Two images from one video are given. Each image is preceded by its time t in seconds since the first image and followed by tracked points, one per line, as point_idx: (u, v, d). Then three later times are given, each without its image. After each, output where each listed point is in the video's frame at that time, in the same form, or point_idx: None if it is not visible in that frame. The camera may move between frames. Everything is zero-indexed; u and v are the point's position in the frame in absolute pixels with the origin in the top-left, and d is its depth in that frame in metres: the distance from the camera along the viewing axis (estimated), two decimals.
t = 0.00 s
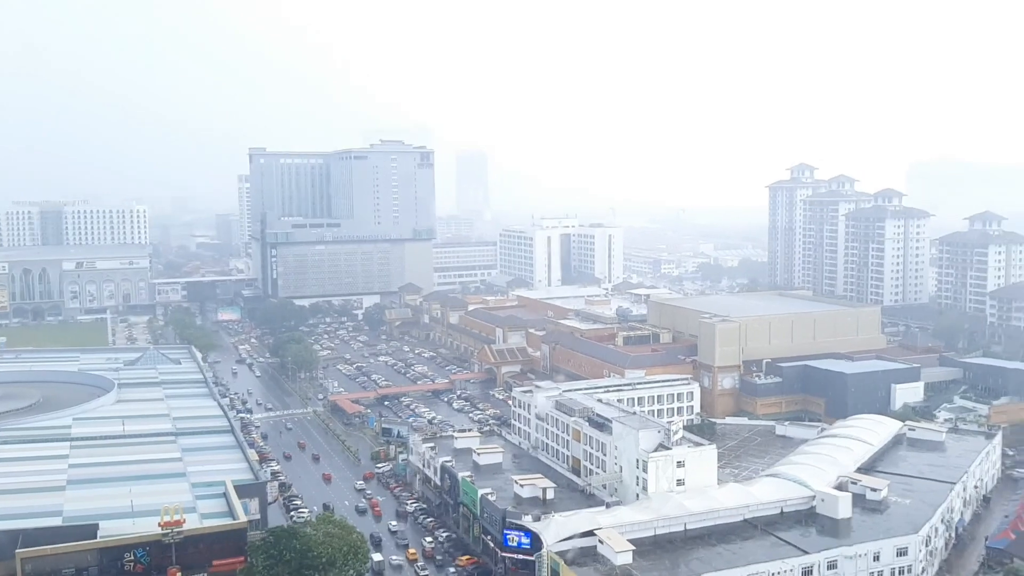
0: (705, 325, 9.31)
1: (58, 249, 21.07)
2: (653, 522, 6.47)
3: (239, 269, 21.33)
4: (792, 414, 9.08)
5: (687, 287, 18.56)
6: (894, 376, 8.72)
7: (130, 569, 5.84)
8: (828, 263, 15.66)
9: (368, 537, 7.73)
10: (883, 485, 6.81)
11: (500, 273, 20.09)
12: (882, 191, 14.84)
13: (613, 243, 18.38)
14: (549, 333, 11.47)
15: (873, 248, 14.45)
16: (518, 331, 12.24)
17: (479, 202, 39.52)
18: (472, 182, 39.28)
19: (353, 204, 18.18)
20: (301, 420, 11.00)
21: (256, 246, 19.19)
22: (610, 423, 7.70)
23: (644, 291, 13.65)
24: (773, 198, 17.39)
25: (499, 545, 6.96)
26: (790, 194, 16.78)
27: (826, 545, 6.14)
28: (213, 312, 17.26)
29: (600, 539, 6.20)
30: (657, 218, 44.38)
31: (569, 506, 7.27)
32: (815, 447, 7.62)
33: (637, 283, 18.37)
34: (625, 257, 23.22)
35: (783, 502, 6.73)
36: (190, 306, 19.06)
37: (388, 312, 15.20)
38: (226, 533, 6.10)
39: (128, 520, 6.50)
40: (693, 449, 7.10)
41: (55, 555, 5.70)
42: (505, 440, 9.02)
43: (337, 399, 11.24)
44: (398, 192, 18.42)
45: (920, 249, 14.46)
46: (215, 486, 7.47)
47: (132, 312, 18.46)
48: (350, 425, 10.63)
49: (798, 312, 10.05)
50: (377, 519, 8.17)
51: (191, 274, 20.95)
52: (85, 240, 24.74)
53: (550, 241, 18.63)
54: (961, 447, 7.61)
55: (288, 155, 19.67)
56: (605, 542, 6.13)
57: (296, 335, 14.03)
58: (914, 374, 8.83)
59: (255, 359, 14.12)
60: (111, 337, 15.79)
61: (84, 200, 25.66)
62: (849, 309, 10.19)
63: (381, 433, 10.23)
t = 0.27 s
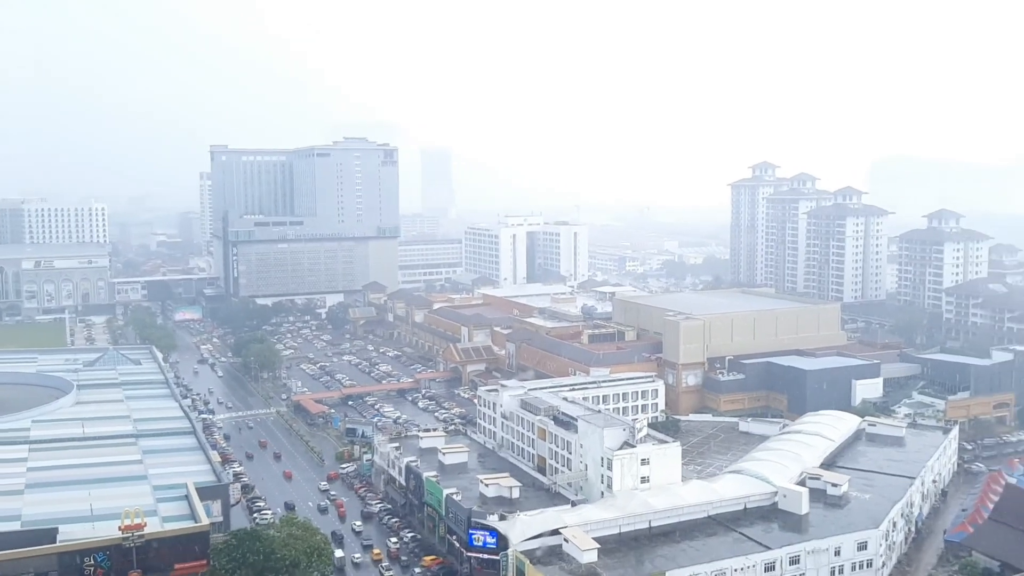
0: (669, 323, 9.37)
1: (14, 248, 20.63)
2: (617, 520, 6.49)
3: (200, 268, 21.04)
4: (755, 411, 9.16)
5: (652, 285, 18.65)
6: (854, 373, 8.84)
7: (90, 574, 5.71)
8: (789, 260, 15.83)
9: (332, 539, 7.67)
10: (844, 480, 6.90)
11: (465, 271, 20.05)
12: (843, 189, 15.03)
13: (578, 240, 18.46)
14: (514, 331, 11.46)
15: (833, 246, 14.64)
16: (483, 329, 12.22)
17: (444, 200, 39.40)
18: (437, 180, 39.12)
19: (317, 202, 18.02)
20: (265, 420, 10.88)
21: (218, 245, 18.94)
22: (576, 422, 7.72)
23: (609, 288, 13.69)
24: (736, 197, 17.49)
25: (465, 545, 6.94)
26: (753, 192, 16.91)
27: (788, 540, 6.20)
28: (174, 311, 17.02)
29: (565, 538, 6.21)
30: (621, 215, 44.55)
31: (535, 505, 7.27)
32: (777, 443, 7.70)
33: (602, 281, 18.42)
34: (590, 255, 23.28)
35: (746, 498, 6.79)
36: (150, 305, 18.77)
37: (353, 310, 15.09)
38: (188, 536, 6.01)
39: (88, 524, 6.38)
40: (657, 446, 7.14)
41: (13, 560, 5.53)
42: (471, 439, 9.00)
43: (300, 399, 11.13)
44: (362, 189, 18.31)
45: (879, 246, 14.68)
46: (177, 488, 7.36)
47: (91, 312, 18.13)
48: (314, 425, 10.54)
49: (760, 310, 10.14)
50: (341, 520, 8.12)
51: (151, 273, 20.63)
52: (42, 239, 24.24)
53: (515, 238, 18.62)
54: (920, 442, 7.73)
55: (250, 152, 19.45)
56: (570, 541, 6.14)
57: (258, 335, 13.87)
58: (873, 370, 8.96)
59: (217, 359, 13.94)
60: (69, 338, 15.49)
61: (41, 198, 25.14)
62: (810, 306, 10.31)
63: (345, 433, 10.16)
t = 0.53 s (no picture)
0: (647, 324, 9.40)
1: None
2: (595, 521, 6.50)
3: (175, 269, 20.84)
4: (731, 411, 9.20)
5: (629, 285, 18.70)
6: (829, 373, 8.91)
7: None
8: (766, 261, 15.92)
9: (309, 542, 7.63)
10: (820, 480, 6.95)
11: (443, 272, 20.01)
12: (818, 190, 15.15)
13: (556, 241, 18.50)
14: (492, 333, 11.45)
15: (809, 246, 14.75)
16: (461, 330, 12.20)
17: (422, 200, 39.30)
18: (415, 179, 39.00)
19: (293, 203, 17.91)
20: (241, 423, 10.80)
21: (193, 246, 18.77)
22: (553, 423, 7.72)
23: (587, 289, 13.72)
24: (712, 198, 17.54)
25: (442, 547, 6.93)
26: (729, 193, 16.97)
27: (763, 540, 6.24)
28: (149, 313, 16.85)
29: (543, 540, 6.21)
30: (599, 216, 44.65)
31: (513, 507, 7.27)
32: (753, 444, 7.75)
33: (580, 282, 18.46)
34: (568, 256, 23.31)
35: (722, 499, 6.82)
36: (125, 307, 18.57)
37: (330, 312, 15.02)
38: (163, 540, 5.95)
39: (61, 529, 6.30)
40: (634, 448, 7.16)
41: None
42: (448, 441, 8.98)
43: (277, 401, 11.06)
44: (340, 190, 18.23)
45: (854, 247, 14.81)
46: (151, 492, 7.28)
47: (65, 313, 17.92)
48: (291, 428, 10.48)
49: (736, 311, 10.20)
50: (318, 523, 8.07)
51: (126, 275, 20.41)
52: (14, 239, 23.91)
53: (493, 239, 18.62)
54: (894, 441, 7.80)
55: (226, 153, 19.30)
56: (548, 543, 6.14)
57: (234, 337, 13.77)
58: (848, 370, 9.03)
59: (193, 361, 13.82)
60: (42, 340, 15.30)
61: (13, 198, 24.81)
62: (786, 307, 10.38)
63: (322, 435, 10.11)
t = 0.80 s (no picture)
0: (624, 324, 9.42)
1: None
2: (573, 522, 6.51)
3: (150, 269, 20.65)
4: (708, 410, 9.25)
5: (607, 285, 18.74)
6: (804, 372, 8.98)
7: None
8: (742, 261, 16.02)
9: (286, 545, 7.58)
10: (795, 480, 7.00)
11: (420, 272, 19.96)
12: (794, 191, 15.26)
13: (534, 241, 18.52)
14: (469, 333, 11.44)
15: (785, 247, 14.85)
16: (438, 331, 12.18)
17: (399, 199, 39.17)
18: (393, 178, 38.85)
19: (270, 202, 17.79)
20: (217, 425, 10.72)
21: (168, 246, 18.60)
22: (531, 424, 7.73)
23: (565, 289, 13.73)
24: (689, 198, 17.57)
25: (420, 549, 6.91)
26: (705, 193, 17.02)
27: (740, 540, 6.28)
28: (124, 313, 16.68)
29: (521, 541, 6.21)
30: (576, 215, 44.73)
31: (491, 508, 7.27)
32: (730, 443, 7.79)
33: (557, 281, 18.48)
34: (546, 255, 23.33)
35: (699, 498, 6.85)
36: (99, 307, 18.37)
37: (306, 312, 14.94)
38: (138, 544, 5.87)
39: (35, 533, 6.21)
40: (612, 448, 7.17)
41: None
42: (426, 442, 8.96)
43: (253, 402, 10.99)
44: (316, 190, 18.13)
45: (829, 247, 14.93)
46: (126, 495, 7.20)
47: (38, 314, 17.70)
48: (267, 429, 10.41)
49: (713, 311, 10.25)
50: (295, 526, 8.03)
51: (100, 275, 20.19)
52: None
53: (471, 239, 18.60)
54: (868, 440, 7.88)
55: (202, 152, 19.14)
56: (526, 544, 6.14)
57: (210, 337, 13.66)
58: (823, 369, 9.11)
59: (168, 362, 13.69)
60: (14, 341, 15.10)
61: None
62: (761, 307, 10.44)
63: (299, 437, 10.05)
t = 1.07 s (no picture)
0: (602, 326, 9.43)
1: None
2: (551, 525, 6.50)
3: (125, 271, 20.45)
4: (686, 412, 9.28)
5: (585, 287, 18.77)
6: (781, 374, 9.03)
7: None
8: (720, 262, 16.09)
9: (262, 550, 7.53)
10: (772, 481, 7.04)
11: (399, 273, 19.90)
12: (770, 193, 15.36)
13: (512, 243, 18.52)
14: (448, 335, 11.42)
15: (762, 249, 14.94)
16: (417, 333, 12.14)
17: (377, 200, 39.03)
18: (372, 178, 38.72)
19: (246, 203, 17.67)
20: (193, 428, 10.63)
21: (144, 248, 18.43)
22: (509, 427, 7.72)
23: (543, 291, 13.74)
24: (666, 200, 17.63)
25: (398, 553, 6.88)
26: (683, 195, 17.06)
27: (717, 541, 6.30)
28: (98, 316, 16.51)
29: (498, 544, 6.20)
30: (555, 216, 44.78)
31: (469, 511, 7.25)
32: (707, 445, 7.82)
33: (536, 283, 18.49)
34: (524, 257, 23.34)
35: (676, 500, 6.87)
36: (74, 310, 18.17)
37: (283, 314, 14.86)
38: (112, 551, 5.80)
39: (7, 539, 6.12)
40: (590, 450, 7.18)
41: None
42: (404, 446, 8.93)
43: (230, 405, 10.90)
44: (294, 191, 18.02)
45: (805, 249, 15.03)
46: (101, 500, 7.12)
47: (11, 316, 17.48)
48: (244, 433, 10.34)
49: (690, 313, 10.29)
50: (272, 530, 7.98)
51: (74, 276, 19.97)
52: None
53: (449, 241, 18.57)
54: (844, 441, 7.93)
55: (177, 153, 19.00)
56: (504, 547, 6.13)
57: (186, 340, 13.55)
58: (799, 370, 9.16)
59: (143, 365, 13.56)
60: None
61: None
62: (738, 309, 10.49)
63: (276, 440, 9.99)
